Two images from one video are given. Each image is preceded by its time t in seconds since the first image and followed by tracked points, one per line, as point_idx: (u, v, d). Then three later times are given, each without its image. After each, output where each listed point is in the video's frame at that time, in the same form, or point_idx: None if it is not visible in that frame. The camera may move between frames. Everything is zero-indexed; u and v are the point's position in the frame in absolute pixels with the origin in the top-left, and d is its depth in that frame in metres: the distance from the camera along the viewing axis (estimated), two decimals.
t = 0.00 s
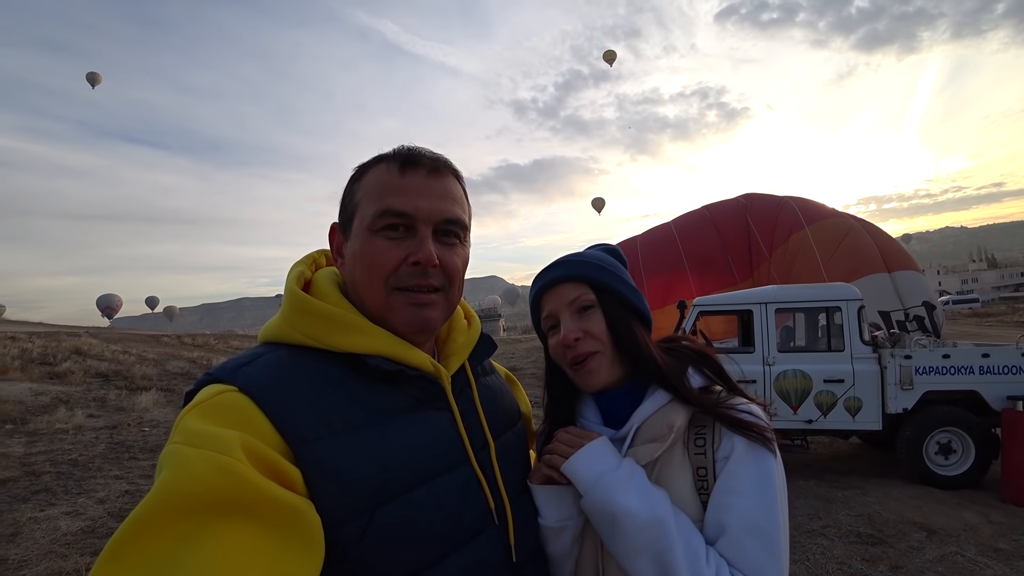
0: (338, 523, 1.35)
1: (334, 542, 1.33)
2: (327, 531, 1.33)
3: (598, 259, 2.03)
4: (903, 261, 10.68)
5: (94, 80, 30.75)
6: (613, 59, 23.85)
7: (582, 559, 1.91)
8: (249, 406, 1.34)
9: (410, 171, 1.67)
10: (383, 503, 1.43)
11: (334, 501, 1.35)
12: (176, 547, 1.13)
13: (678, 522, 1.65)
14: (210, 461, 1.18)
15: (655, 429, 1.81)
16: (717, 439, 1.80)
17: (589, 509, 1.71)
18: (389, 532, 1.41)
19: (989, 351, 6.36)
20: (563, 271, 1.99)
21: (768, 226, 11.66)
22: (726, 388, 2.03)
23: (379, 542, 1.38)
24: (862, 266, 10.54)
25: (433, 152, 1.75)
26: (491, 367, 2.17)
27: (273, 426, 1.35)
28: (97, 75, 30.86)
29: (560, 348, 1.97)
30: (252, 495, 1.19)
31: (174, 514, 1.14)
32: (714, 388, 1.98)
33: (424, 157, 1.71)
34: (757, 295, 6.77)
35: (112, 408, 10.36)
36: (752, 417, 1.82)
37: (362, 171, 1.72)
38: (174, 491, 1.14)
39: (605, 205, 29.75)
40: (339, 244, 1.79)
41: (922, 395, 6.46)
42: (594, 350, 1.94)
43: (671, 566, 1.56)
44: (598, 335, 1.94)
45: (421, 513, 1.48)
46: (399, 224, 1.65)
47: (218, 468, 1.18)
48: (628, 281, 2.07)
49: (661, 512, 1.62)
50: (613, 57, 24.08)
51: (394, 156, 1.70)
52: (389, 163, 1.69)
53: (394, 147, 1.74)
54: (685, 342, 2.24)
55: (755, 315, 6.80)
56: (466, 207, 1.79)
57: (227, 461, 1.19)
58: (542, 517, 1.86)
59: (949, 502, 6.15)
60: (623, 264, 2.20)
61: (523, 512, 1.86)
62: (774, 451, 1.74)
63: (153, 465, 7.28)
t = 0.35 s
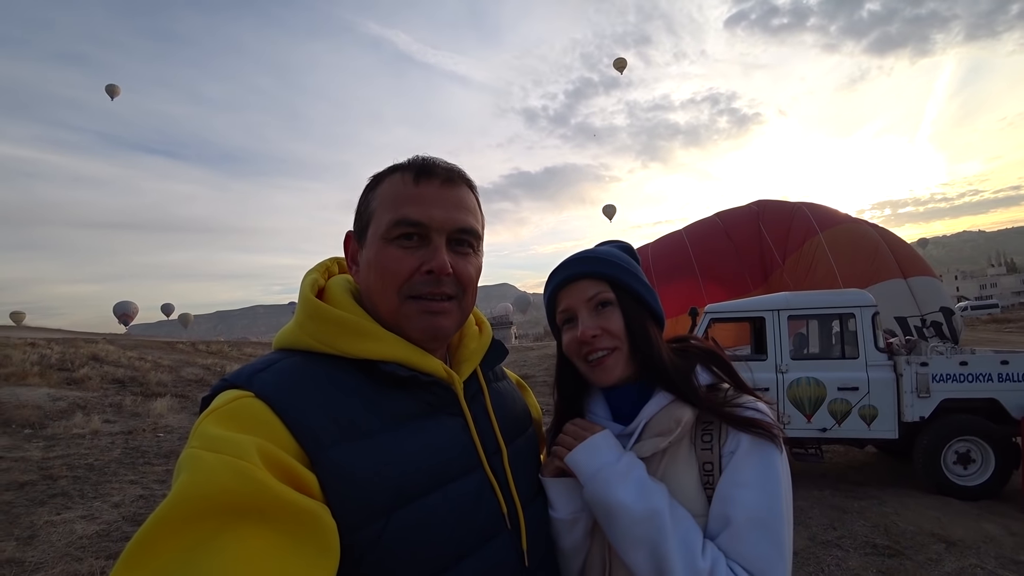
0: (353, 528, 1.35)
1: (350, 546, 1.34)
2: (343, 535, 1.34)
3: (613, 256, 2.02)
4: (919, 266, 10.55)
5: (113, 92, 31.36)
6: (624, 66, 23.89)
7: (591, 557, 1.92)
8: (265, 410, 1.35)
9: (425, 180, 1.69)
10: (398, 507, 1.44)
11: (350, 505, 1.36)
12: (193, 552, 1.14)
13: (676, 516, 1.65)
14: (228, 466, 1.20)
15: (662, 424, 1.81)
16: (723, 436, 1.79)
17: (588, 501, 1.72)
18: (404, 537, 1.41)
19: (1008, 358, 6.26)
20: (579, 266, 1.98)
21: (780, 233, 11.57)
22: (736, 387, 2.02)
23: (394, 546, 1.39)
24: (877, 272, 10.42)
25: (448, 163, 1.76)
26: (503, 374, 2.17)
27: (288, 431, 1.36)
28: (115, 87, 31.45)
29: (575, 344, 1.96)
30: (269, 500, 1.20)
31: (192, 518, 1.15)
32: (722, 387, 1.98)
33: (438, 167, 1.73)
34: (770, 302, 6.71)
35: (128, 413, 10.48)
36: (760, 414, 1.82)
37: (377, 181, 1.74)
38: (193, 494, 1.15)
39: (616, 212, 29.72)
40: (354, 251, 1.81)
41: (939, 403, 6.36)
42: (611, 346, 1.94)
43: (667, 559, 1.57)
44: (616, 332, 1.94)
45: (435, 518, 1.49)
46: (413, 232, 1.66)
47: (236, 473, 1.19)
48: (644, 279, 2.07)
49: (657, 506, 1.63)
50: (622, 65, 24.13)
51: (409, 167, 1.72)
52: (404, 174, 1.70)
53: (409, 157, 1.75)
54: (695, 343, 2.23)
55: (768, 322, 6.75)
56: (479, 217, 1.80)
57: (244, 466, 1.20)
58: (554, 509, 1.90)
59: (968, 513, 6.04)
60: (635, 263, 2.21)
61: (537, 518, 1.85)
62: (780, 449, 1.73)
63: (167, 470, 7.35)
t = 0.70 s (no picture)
0: (367, 539, 1.35)
1: (364, 558, 1.34)
2: (357, 546, 1.34)
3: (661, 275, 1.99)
4: (935, 276, 10.42)
5: (132, 104, 32.00)
6: (635, 77, 24.02)
7: None
8: (283, 421, 1.36)
9: (444, 191, 1.70)
10: (412, 519, 1.44)
11: (365, 516, 1.36)
12: (209, 559, 1.14)
13: (699, 547, 1.65)
14: (245, 474, 1.20)
15: (692, 450, 1.81)
16: (754, 465, 1.77)
17: (612, 522, 1.73)
18: (417, 550, 1.40)
19: None
20: (625, 282, 1.95)
21: (793, 242, 11.50)
22: (771, 416, 1.98)
23: (409, 557, 1.39)
24: (892, 282, 10.30)
25: (467, 174, 1.78)
26: (520, 388, 2.17)
27: (306, 442, 1.36)
28: (134, 98, 32.05)
29: (609, 362, 1.93)
30: (285, 508, 1.21)
31: (208, 525, 1.16)
32: (756, 414, 1.95)
33: (457, 178, 1.74)
34: (783, 312, 6.64)
35: (141, 419, 10.57)
36: (795, 447, 1.78)
37: (396, 193, 1.75)
38: (210, 501, 1.16)
39: (627, 221, 29.73)
40: (372, 262, 1.82)
41: (957, 415, 6.24)
42: (648, 370, 1.90)
43: None
44: (653, 355, 1.90)
45: (449, 532, 1.48)
46: (433, 242, 1.67)
47: (253, 481, 1.19)
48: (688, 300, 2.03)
49: (683, 535, 1.63)
50: (633, 76, 24.23)
51: (428, 177, 1.73)
52: (423, 185, 1.72)
53: (427, 168, 1.77)
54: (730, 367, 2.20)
55: (781, 332, 6.68)
56: (498, 227, 1.80)
57: (260, 474, 1.21)
58: (576, 527, 1.89)
59: (989, 529, 5.91)
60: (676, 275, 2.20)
61: (552, 533, 1.84)
62: (812, 484, 1.70)
63: (179, 476, 7.39)
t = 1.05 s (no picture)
0: (376, 548, 1.34)
1: (372, 567, 1.33)
2: (365, 556, 1.33)
3: (733, 288, 1.96)
4: (940, 282, 10.36)
5: (139, 108, 32.21)
6: (639, 82, 24.08)
7: None
8: (292, 429, 1.36)
9: (456, 201, 1.70)
10: (421, 530, 1.43)
11: (373, 526, 1.35)
12: (217, 568, 1.14)
13: (716, 575, 1.66)
14: (255, 482, 1.20)
15: (719, 474, 1.80)
16: (780, 498, 1.78)
17: (632, 538, 1.74)
18: (424, 560, 1.39)
19: None
20: (694, 287, 1.91)
21: (797, 249, 11.47)
22: (806, 448, 1.98)
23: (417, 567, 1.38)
24: (898, 289, 10.25)
25: (478, 182, 1.78)
26: (528, 398, 2.16)
27: (315, 451, 1.36)
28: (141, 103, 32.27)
29: (654, 364, 1.91)
30: (293, 517, 1.20)
31: (218, 534, 1.16)
32: (789, 444, 1.94)
33: (469, 186, 1.74)
34: (788, 318, 6.61)
35: (145, 422, 10.59)
36: (828, 488, 1.78)
37: (406, 202, 1.75)
38: (220, 509, 1.16)
39: (631, 226, 29.72)
40: (383, 270, 1.82)
41: (964, 422, 6.20)
42: (695, 381, 1.87)
43: None
44: (703, 366, 1.87)
45: (457, 544, 1.47)
46: (444, 251, 1.67)
47: (262, 489, 1.19)
48: (751, 316, 2.00)
49: (703, 564, 1.64)
50: (638, 81, 24.26)
51: (438, 186, 1.73)
52: (434, 194, 1.71)
53: (435, 177, 1.77)
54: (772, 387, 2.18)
55: (786, 338, 6.65)
56: (507, 235, 1.80)
57: (271, 483, 1.21)
58: (593, 534, 1.87)
59: (997, 538, 5.85)
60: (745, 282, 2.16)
61: (559, 543, 1.83)
62: (837, 529, 1.72)
63: (182, 479, 7.39)
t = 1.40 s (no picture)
0: (374, 553, 1.34)
1: (369, 572, 1.32)
2: (362, 561, 1.33)
3: (756, 300, 1.95)
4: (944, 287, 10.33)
5: (144, 105, 32.24)
6: (644, 83, 24.08)
7: None
8: (290, 432, 1.36)
9: (456, 204, 1.70)
10: (419, 534, 1.42)
11: (371, 530, 1.35)
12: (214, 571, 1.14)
13: None
14: (252, 485, 1.20)
15: (729, 490, 1.80)
16: (789, 516, 1.78)
17: (640, 554, 1.73)
18: (421, 565, 1.39)
19: None
20: (715, 297, 1.89)
21: (800, 252, 11.43)
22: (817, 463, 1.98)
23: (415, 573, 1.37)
24: (902, 293, 10.21)
25: (477, 185, 1.78)
26: (528, 401, 2.16)
27: (312, 454, 1.36)
28: (146, 100, 32.31)
29: (669, 371, 1.89)
30: (290, 521, 1.20)
31: (213, 537, 1.16)
32: (801, 459, 1.93)
33: (468, 189, 1.74)
34: (791, 321, 6.59)
35: (147, 420, 10.60)
36: (839, 508, 1.78)
37: (405, 205, 1.75)
38: (216, 513, 1.16)
39: (634, 226, 29.70)
40: (382, 273, 1.82)
41: (967, 427, 6.17)
42: (708, 391, 1.86)
43: None
44: (718, 376, 1.86)
45: (455, 549, 1.46)
46: (445, 254, 1.66)
47: (259, 492, 1.19)
48: (769, 324, 1.98)
49: None
50: (643, 83, 24.23)
51: (437, 189, 1.73)
52: (432, 197, 1.71)
53: (434, 180, 1.76)
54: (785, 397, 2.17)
55: (789, 341, 6.63)
56: (507, 237, 1.80)
57: (268, 486, 1.20)
58: (598, 548, 1.86)
59: (999, 544, 5.83)
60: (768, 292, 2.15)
61: (559, 548, 1.82)
62: (846, 549, 1.72)
63: (183, 477, 7.40)
